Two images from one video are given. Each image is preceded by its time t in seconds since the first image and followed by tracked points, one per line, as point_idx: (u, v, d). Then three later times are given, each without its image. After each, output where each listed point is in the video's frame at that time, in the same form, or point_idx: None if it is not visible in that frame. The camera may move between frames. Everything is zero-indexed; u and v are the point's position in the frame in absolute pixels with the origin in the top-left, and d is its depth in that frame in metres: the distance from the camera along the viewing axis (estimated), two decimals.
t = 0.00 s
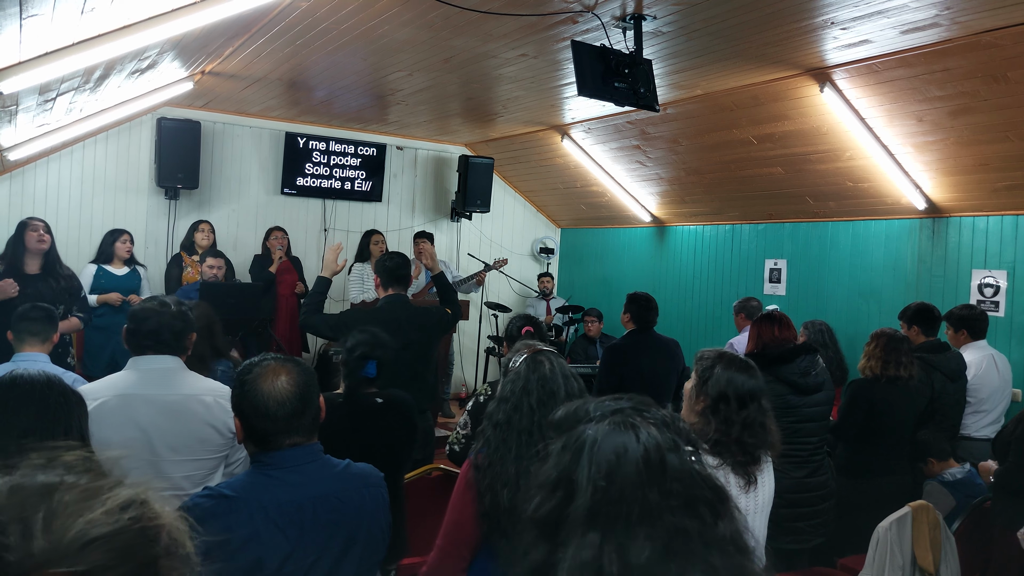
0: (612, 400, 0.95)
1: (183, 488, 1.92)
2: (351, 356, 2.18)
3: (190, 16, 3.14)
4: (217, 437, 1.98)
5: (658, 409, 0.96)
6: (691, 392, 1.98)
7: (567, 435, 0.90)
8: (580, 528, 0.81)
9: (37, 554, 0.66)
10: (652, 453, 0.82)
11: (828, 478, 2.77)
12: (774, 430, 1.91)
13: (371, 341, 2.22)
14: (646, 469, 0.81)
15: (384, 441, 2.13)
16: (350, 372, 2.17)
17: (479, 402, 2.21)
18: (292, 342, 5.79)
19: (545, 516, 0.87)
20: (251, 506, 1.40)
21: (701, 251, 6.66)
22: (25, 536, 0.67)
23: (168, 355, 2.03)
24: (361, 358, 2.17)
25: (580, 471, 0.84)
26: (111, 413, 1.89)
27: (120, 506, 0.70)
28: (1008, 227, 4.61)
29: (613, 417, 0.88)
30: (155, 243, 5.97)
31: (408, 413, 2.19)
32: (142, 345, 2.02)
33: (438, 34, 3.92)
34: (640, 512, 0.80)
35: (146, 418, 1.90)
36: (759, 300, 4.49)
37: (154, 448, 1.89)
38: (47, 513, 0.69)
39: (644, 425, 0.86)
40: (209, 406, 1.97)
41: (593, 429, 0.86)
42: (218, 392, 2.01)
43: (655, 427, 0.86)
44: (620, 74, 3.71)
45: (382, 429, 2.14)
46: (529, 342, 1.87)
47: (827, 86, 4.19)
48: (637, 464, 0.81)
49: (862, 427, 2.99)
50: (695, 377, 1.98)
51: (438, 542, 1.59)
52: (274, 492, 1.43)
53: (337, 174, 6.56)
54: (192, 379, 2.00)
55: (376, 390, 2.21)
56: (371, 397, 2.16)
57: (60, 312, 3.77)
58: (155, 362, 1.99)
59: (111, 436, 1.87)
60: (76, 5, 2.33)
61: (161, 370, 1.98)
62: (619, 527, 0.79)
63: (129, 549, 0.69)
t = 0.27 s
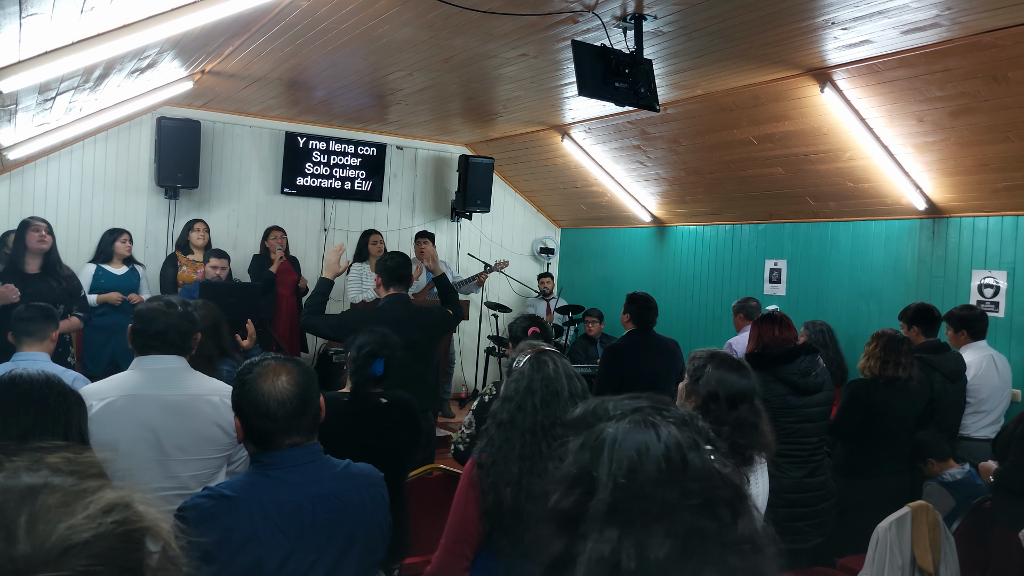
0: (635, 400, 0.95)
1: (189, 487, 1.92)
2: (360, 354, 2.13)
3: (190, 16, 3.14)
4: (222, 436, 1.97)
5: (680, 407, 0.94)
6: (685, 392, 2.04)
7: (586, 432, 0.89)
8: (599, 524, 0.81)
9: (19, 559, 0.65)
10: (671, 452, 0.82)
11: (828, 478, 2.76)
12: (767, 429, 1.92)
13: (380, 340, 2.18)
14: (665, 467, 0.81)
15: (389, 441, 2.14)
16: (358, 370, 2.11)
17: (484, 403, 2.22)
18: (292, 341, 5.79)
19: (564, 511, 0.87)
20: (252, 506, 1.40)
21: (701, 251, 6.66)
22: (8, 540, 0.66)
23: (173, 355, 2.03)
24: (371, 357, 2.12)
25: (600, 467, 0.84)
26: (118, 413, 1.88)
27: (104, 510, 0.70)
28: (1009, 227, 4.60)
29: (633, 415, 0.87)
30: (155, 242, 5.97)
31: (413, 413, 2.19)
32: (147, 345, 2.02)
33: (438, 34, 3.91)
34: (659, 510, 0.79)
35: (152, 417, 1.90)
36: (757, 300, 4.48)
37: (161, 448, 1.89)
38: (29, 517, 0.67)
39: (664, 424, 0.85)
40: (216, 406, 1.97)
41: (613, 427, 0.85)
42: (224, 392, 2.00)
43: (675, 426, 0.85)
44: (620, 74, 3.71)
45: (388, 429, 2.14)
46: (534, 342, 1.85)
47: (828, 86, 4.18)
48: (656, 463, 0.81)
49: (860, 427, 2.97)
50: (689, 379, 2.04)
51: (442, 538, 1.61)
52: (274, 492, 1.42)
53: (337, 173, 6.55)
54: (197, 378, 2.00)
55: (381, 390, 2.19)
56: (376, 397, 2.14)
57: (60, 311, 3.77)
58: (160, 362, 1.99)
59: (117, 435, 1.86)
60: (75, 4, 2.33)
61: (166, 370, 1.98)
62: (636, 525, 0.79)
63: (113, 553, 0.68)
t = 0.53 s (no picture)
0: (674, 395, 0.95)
1: (193, 486, 1.94)
2: (365, 352, 2.14)
3: (190, 15, 3.14)
4: (226, 435, 1.99)
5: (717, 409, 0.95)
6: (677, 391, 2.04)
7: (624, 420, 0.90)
8: (632, 511, 0.81)
9: (19, 558, 0.65)
10: (711, 450, 0.82)
11: (828, 477, 2.77)
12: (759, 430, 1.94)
13: (385, 339, 2.20)
14: (704, 463, 0.81)
15: (391, 441, 2.13)
16: (362, 368, 2.12)
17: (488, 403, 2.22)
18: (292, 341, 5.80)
19: (594, 494, 0.87)
20: (254, 506, 1.40)
21: (701, 251, 6.66)
22: (9, 540, 0.66)
23: (176, 355, 2.01)
24: (375, 355, 2.14)
25: (637, 455, 0.84)
26: (122, 412, 1.88)
27: (103, 509, 0.70)
28: (1009, 228, 4.61)
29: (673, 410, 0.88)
30: (155, 242, 5.97)
31: (416, 413, 2.19)
32: (152, 345, 1.99)
33: (438, 34, 3.92)
34: (693, 504, 0.80)
35: (157, 417, 1.90)
36: (756, 300, 4.48)
37: (166, 447, 1.90)
38: (30, 516, 0.68)
39: (703, 421, 0.86)
40: (220, 406, 1.97)
41: (654, 419, 0.85)
42: (227, 392, 2.01)
43: (714, 426, 0.86)
44: (620, 74, 3.71)
45: (390, 429, 2.14)
46: (535, 342, 1.86)
47: (828, 86, 4.18)
48: (694, 458, 0.82)
49: (859, 427, 2.99)
50: (681, 377, 2.04)
51: (442, 537, 1.62)
52: (275, 491, 1.43)
53: (337, 173, 6.55)
54: (201, 378, 2.00)
55: (384, 390, 2.19)
56: (381, 397, 2.14)
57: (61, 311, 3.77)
58: (163, 362, 1.97)
59: (122, 435, 1.86)
60: (75, 4, 2.33)
61: (170, 370, 1.97)
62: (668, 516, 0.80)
63: (112, 551, 0.69)
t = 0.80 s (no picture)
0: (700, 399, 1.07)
1: (193, 487, 1.94)
2: (368, 352, 2.13)
3: (190, 16, 3.14)
4: (227, 436, 1.99)
5: (740, 415, 1.05)
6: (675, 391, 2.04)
7: (648, 419, 1.02)
8: (653, 508, 0.92)
9: (29, 557, 0.65)
10: (730, 452, 0.92)
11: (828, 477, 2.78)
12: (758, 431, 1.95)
13: (389, 339, 2.19)
14: (722, 464, 0.91)
15: (394, 441, 2.13)
16: (366, 368, 2.12)
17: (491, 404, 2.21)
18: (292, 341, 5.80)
19: (617, 489, 1.00)
20: (256, 506, 1.40)
21: (701, 251, 6.66)
22: (19, 538, 0.66)
23: (179, 355, 2.02)
24: (379, 355, 2.13)
25: (658, 453, 0.96)
26: (123, 411, 1.88)
27: (110, 507, 0.70)
28: (1009, 227, 4.61)
29: (696, 413, 0.98)
30: (155, 243, 5.97)
31: (420, 413, 2.19)
32: (157, 345, 2.00)
33: (438, 34, 3.92)
34: (711, 505, 0.90)
35: (159, 416, 1.90)
36: (754, 300, 4.48)
37: (167, 447, 1.91)
38: (39, 517, 0.67)
39: (725, 426, 0.96)
40: (222, 406, 1.97)
41: (676, 420, 0.96)
42: (228, 392, 2.01)
43: (735, 429, 0.95)
44: (620, 74, 3.71)
45: (393, 429, 2.14)
46: (535, 342, 1.86)
47: (827, 86, 4.19)
48: (713, 458, 0.91)
49: (857, 427, 2.99)
50: (680, 376, 2.04)
51: (441, 537, 1.62)
52: (277, 491, 1.43)
53: (337, 174, 6.56)
54: (203, 378, 2.00)
55: (387, 389, 2.19)
56: (383, 397, 2.14)
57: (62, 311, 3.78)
58: (167, 362, 1.98)
59: (123, 434, 1.86)
60: (76, 5, 2.33)
61: (173, 370, 1.97)
62: (686, 516, 0.90)
63: (119, 549, 0.69)
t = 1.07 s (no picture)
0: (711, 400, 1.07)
1: (190, 486, 1.94)
2: (370, 351, 2.12)
3: (190, 15, 3.14)
4: (226, 436, 1.99)
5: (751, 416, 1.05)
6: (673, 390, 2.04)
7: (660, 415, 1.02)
8: (662, 504, 0.92)
9: (41, 551, 0.66)
10: (741, 451, 0.92)
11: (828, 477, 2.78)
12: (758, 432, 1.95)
13: (392, 338, 2.18)
14: (732, 464, 0.91)
15: (396, 441, 2.13)
16: (367, 367, 2.11)
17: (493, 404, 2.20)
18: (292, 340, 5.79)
19: (631, 482, 1.00)
20: (256, 506, 1.39)
21: (701, 251, 6.66)
22: (30, 532, 0.67)
23: (180, 354, 2.01)
24: (381, 354, 2.12)
25: (669, 449, 0.95)
26: (121, 409, 1.88)
27: (120, 502, 0.71)
28: (1009, 228, 4.61)
29: (707, 413, 0.97)
30: (155, 242, 5.97)
31: (421, 412, 2.18)
32: (157, 344, 1.99)
33: (438, 34, 3.91)
34: (721, 504, 0.89)
35: (157, 416, 1.90)
36: (754, 300, 4.48)
37: (165, 445, 1.91)
38: (49, 511, 0.68)
39: (735, 426, 0.95)
40: (220, 406, 1.97)
41: (687, 418, 0.96)
42: (227, 392, 2.00)
43: (746, 430, 0.95)
44: (620, 73, 3.71)
45: (393, 428, 2.13)
46: (534, 341, 1.85)
47: (828, 86, 4.18)
48: (724, 457, 0.91)
49: (856, 428, 2.97)
50: (678, 376, 2.03)
51: (436, 535, 1.62)
52: (277, 491, 1.42)
53: (337, 173, 6.55)
54: (203, 378, 1.99)
55: (388, 389, 2.18)
56: (384, 396, 2.13)
57: (61, 310, 3.77)
58: (167, 360, 1.97)
59: (121, 432, 1.87)
60: (75, 4, 2.33)
61: (173, 369, 1.96)
62: (696, 512, 0.90)
63: (128, 542, 0.70)
